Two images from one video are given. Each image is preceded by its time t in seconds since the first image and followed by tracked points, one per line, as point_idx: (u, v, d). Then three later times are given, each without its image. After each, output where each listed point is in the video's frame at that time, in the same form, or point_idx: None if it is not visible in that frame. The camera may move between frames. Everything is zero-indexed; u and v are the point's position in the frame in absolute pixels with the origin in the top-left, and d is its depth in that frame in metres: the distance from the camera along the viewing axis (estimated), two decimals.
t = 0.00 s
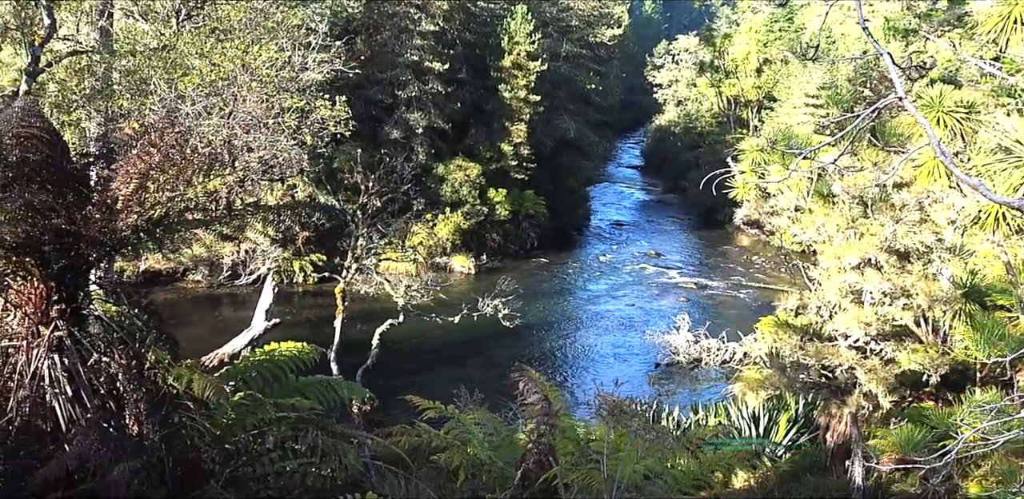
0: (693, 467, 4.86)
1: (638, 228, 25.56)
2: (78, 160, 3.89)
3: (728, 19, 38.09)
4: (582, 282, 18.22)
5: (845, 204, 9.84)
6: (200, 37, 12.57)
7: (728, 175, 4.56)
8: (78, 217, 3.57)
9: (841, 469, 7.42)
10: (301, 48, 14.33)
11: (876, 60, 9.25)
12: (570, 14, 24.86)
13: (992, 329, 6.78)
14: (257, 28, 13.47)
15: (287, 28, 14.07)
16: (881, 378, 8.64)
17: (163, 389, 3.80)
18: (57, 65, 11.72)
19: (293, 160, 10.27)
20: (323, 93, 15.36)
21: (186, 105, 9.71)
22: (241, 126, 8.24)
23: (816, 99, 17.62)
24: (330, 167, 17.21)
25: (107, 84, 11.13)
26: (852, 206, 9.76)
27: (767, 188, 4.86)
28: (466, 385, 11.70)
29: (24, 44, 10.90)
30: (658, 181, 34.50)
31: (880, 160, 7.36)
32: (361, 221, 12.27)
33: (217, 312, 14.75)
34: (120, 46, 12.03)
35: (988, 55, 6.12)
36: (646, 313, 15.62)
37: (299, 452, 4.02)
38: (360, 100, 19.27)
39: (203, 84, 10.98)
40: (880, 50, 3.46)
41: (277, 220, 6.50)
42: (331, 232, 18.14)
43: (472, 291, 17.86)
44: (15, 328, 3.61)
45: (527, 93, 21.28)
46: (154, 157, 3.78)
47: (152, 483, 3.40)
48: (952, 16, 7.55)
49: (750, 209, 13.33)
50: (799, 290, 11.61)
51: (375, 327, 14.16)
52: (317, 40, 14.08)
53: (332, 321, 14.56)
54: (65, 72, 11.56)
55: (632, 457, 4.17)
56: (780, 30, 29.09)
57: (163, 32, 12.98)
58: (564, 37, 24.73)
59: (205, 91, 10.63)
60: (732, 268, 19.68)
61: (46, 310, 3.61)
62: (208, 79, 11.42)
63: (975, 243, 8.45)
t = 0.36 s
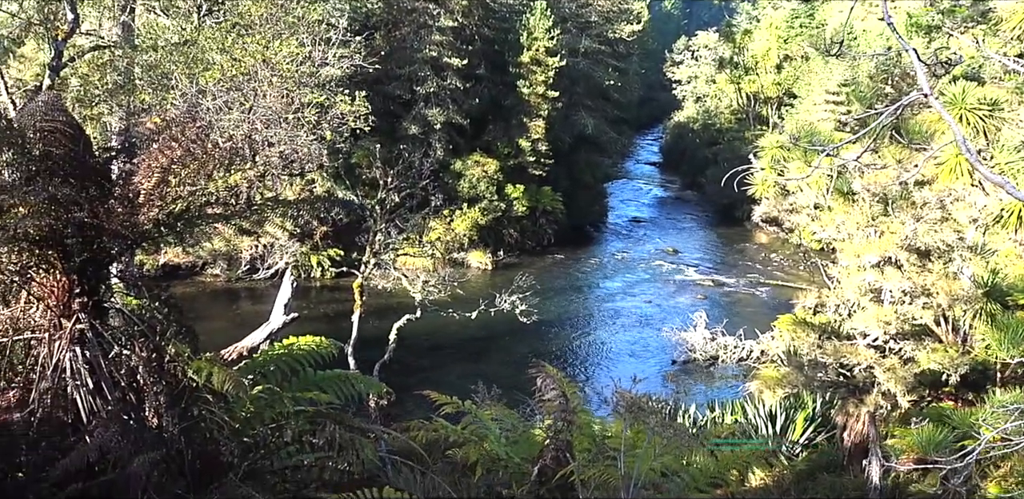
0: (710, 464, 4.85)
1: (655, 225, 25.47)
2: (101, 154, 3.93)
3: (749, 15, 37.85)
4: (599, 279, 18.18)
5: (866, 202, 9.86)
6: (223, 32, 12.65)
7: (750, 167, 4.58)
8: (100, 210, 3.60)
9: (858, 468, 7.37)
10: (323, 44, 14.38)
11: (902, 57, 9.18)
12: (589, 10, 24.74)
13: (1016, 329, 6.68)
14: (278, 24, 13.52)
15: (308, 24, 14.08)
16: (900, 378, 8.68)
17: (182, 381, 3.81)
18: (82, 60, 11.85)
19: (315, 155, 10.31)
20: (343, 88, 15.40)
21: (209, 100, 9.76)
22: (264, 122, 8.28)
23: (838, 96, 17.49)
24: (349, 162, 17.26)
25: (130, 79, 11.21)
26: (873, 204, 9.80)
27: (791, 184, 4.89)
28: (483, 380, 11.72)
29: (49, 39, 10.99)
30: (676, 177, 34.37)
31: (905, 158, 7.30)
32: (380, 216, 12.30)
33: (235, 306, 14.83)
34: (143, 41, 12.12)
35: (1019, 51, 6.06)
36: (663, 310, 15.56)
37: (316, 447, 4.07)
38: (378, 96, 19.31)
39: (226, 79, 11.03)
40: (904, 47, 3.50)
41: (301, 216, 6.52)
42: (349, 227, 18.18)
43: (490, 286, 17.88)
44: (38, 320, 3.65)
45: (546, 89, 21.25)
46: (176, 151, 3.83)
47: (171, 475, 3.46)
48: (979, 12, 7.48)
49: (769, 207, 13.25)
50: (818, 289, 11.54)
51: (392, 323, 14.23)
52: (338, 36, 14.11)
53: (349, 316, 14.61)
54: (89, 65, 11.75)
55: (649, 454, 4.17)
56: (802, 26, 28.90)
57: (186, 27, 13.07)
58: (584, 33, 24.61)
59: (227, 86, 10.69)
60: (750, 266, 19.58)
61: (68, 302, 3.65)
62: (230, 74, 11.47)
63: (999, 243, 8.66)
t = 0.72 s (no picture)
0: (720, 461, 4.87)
1: (668, 222, 25.42)
2: (116, 150, 3.96)
3: (763, 11, 37.66)
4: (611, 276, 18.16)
5: (880, 200, 9.75)
6: (237, 29, 12.70)
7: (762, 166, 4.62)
8: (115, 206, 3.62)
9: (870, 466, 7.34)
10: (336, 41, 14.41)
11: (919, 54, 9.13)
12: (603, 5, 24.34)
13: None
14: (291, 20, 13.56)
15: (322, 20, 14.13)
16: (913, 376, 8.69)
17: (197, 376, 3.80)
18: (96, 58, 12.07)
19: (329, 152, 10.32)
20: (356, 85, 15.41)
21: (224, 97, 9.80)
22: (280, 119, 8.32)
23: (852, 93, 17.39)
24: (361, 159, 17.29)
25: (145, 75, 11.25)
26: (887, 201, 9.74)
27: (806, 182, 4.90)
28: (494, 377, 11.74)
29: (65, 36, 11.05)
30: (689, 174, 34.29)
31: (921, 155, 7.26)
32: (392, 213, 12.32)
33: (247, 302, 14.89)
34: (157, 39, 12.17)
35: None
36: (674, 307, 15.53)
37: (328, 442, 4.08)
38: (391, 92, 19.31)
39: (241, 76, 11.07)
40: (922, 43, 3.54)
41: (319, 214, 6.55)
42: (362, 224, 18.21)
43: (501, 283, 17.92)
44: (54, 314, 3.69)
45: (558, 85, 21.23)
46: (190, 147, 3.85)
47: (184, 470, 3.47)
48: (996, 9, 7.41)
49: (782, 204, 13.16)
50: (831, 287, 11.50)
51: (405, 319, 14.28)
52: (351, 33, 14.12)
53: (361, 312, 14.66)
54: (103, 64, 11.93)
55: (661, 451, 4.19)
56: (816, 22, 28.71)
57: (200, 24, 13.11)
58: (596, 29, 24.44)
59: (241, 83, 10.72)
60: (762, 263, 19.53)
61: (83, 297, 3.69)
62: (245, 70, 11.50)
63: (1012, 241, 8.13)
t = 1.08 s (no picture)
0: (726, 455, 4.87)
1: (674, 219, 25.37)
2: (123, 148, 3.93)
3: (770, 8, 37.57)
4: (617, 274, 18.13)
5: (887, 197, 9.75)
6: (243, 28, 12.71)
7: (769, 163, 4.61)
8: (122, 204, 3.59)
9: (878, 466, 7.32)
10: (342, 39, 14.41)
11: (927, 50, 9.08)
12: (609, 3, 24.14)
13: None
14: (297, 18, 13.57)
15: (328, 18, 14.12)
16: (920, 374, 8.68)
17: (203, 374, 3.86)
18: (102, 56, 12.22)
19: (336, 150, 10.32)
20: (363, 83, 15.40)
21: (230, 95, 9.80)
22: (288, 117, 8.32)
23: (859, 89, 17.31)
24: (368, 157, 17.29)
25: (151, 73, 11.26)
26: (894, 199, 9.65)
27: (813, 179, 4.87)
28: (500, 374, 11.74)
29: (72, 34, 11.05)
30: (695, 171, 34.24)
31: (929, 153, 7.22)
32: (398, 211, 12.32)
33: (254, 300, 14.91)
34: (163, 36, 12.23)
35: None
36: (680, 305, 15.50)
37: (335, 439, 4.09)
38: (397, 90, 19.17)
39: (248, 75, 11.07)
40: (930, 40, 3.51)
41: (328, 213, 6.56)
42: (368, 222, 18.09)
43: (507, 281, 17.94)
44: (61, 313, 3.69)
45: (564, 83, 21.20)
46: (197, 146, 3.85)
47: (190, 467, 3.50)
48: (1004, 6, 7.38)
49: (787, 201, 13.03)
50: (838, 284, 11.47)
51: (409, 317, 14.27)
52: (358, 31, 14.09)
53: (368, 310, 14.67)
54: (109, 62, 12.04)
55: (667, 449, 4.17)
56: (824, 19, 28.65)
57: (207, 22, 13.11)
58: (603, 27, 24.37)
59: (248, 81, 10.73)
60: (769, 261, 19.49)
61: (90, 296, 3.68)
62: (251, 68, 11.49)
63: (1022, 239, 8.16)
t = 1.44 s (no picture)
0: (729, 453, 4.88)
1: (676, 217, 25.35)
2: (124, 146, 3.92)
3: (772, 6, 37.53)
4: (619, 272, 18.13)
5: (889, 194, 9.71)
6: (244, 27, 12.70)
7: (771, 160, 4.59)
8: (122, 203, 3.58)
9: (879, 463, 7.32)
10: (344, 37, 14.39)
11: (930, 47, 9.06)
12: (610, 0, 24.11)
13: None
14: (298, 17, 13.57)
15: (328, 16, 13.82)
16: (922, 371, 8.70)
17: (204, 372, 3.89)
18: (102, 55, 12.29)
19: (337, 148, 10.30)
20: (364, 82, 15.39)
21: (232, 94, 9.78)
22: (290, 115, 8.30)
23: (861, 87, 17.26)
24: (369, 155, 17.29)
25: (152, 72, 11.25)
26: (896, 197, 9.62)
27: (815, 177, 4.86)
28: (501, 373, 11.74)
29: (72, 33, 11.02)
30: (696, 169, 34.24)
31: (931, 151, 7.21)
32: (400, 209, 12.31)
33: (255, 298, 14.91)
34: (164, 36, 12.27)
35: None
36: (682, 303, 15.50)
37: (336, 438, 4.08)
38: (399, 89, 19.10)
39: (249, 73, 11.05)
40: (932, 37, 3.53)
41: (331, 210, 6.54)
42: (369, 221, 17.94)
43: (508, 279, 17.95)
44: (62, 312, 3.67)
45: (565, 81, 21.20)
46: (197, 145, 3.86)
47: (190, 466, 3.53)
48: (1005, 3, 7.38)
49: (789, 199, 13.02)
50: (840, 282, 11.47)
51: (411, 315, 14.25)
52: (360, 28, 14.06)
53: (370, 308, 14.67)
54: (110, 60, 12.09)
55: (669, 447, 4.18)
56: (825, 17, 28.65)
57: (208, 21, 13.10)
58: (604, 25, 24.34)
59: (249, 79, 10.72)
60: (770, 259, 19.48)
61: (91, 294, 3.68)
62: (253, 67, 11.46)
63: None
